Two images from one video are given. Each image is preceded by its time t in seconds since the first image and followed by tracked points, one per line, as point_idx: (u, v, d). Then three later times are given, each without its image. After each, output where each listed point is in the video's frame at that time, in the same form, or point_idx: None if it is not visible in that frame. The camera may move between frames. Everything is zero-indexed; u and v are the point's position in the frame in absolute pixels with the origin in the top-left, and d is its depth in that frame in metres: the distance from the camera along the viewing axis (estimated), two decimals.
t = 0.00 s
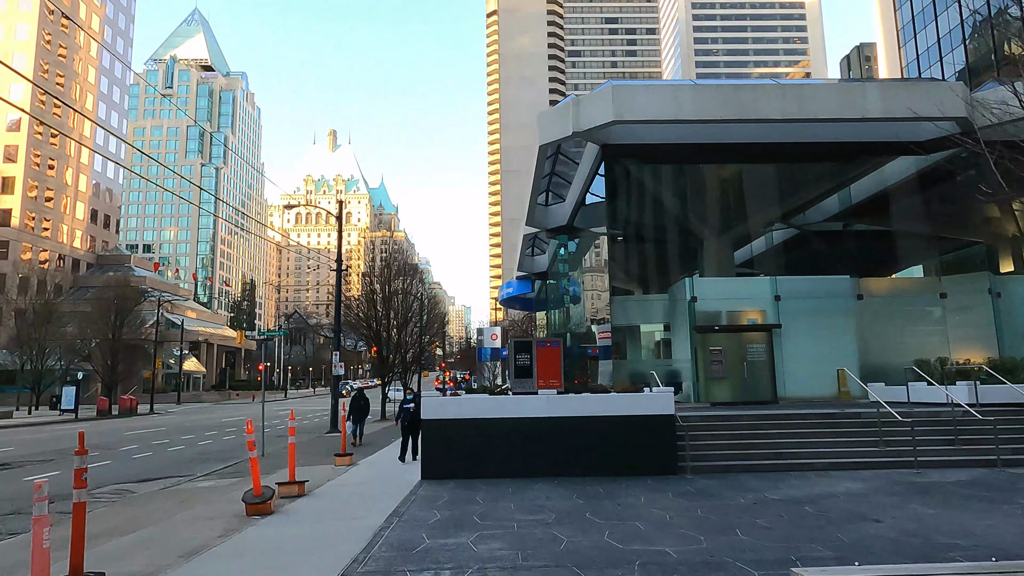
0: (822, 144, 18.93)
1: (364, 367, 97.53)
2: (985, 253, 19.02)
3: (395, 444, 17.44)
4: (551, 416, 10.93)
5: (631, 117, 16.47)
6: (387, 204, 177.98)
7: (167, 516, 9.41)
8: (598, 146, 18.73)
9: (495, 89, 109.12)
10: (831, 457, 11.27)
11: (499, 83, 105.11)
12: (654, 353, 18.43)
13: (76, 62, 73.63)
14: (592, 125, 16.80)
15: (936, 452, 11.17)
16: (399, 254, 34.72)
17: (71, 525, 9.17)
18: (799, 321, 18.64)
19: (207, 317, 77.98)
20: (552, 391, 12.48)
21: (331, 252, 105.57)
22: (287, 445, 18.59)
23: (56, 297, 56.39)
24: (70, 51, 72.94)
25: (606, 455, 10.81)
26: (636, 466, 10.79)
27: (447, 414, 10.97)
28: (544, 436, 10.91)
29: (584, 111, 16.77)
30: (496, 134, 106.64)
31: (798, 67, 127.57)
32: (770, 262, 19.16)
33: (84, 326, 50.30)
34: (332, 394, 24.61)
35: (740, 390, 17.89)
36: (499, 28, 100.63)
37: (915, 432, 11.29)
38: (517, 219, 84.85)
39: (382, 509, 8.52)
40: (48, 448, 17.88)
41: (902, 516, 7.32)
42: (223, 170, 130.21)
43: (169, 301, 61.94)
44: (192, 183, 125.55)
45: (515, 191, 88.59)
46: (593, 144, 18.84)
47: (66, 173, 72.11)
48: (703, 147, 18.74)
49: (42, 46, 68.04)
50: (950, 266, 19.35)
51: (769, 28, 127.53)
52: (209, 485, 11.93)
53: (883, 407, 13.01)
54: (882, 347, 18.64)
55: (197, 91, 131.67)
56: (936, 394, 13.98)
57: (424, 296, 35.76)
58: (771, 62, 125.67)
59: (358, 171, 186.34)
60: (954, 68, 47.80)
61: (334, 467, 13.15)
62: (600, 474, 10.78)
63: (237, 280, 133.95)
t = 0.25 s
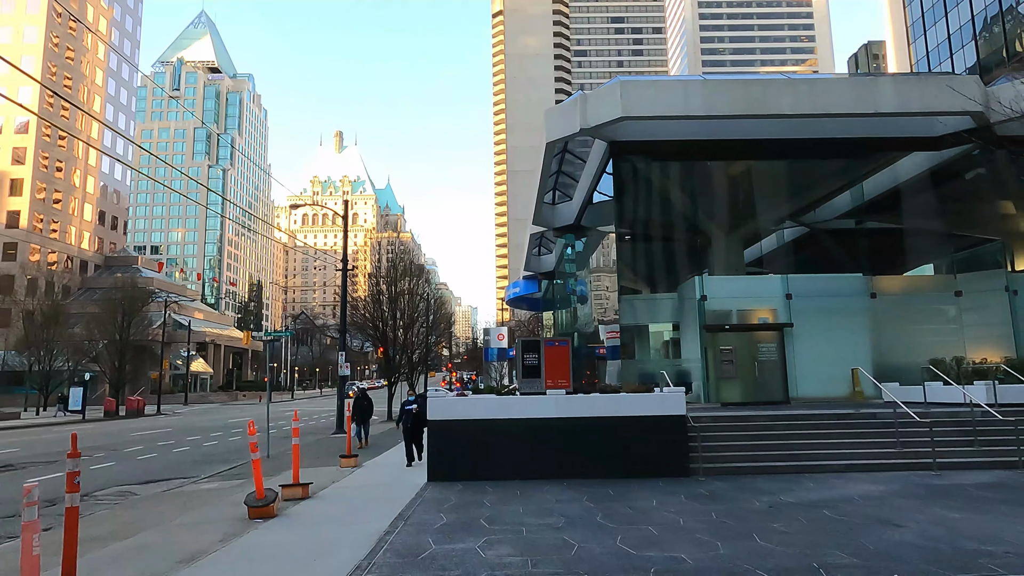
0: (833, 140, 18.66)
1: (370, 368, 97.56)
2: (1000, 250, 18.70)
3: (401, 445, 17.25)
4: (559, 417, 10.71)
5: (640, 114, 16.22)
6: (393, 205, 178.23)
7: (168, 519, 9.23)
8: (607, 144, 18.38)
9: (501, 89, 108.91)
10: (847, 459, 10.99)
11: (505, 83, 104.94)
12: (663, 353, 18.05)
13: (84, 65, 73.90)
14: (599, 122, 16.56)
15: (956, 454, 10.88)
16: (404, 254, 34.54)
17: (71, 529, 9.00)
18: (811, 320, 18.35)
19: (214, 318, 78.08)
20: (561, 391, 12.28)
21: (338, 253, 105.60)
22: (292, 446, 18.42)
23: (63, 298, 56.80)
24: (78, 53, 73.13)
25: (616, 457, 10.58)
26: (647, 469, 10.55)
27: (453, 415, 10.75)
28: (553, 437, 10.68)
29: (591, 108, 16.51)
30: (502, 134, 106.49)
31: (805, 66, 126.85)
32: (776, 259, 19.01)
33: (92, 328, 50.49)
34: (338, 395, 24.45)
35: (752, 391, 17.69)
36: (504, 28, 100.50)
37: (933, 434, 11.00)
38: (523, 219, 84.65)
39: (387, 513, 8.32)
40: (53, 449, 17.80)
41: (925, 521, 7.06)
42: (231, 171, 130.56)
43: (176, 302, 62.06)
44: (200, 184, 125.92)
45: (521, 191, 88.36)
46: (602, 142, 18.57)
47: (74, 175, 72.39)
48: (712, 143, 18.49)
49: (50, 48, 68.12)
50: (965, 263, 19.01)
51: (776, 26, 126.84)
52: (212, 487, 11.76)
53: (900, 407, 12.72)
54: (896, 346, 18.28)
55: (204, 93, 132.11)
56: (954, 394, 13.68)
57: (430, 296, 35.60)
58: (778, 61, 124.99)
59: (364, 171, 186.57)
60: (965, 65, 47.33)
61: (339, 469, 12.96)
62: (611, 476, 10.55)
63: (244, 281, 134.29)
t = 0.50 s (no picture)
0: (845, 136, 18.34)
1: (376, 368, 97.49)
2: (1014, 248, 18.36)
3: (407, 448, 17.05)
4: (567, 420, 10.50)
5: (647, 111, 15.95)
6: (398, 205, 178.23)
7: (170, 525, 9.07)
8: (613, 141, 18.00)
9: (506, 89, 108.73)
10: (862, 462, 10.76)
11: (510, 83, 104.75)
12: (671, 353, 17.90)
13: (90, 67, 74.06)
14: (606, 119, 16.34)
15: (974, 457, 10.65)
16: (409, 255, 34.38)
17: (73, 535, 8.84)
18: (822, 319, 18.05)
19: (220, 319, 78.13)
20: (569, 393, 12.11)
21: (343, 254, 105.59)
22: (297, 448, 18.27)
23: (69, 299, 56.99)
24: (84, 56, 73.22)
25: (625, 461, 10.38)
26: (657, 472, 10.32)
27: (459, 419, 10.57)
28: (561, 440, 10.47)
29: (597, 106, 16.31)
30: (507, 134, 106.34)
31: (811, 64, 126.21)
32: (787, 257, 18.94)
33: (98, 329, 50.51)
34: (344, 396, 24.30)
35: (762, 393, 17.38)
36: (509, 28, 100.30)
37: (951, 437, 10.76)
38: (529, 219, 84.38)
39: (392, 519, 8.15)
40: (58, 452, 17.72)
41: (947, 527, 6.85)
42: (236, 172, 130.80)
43: (183, 303, 62.08)
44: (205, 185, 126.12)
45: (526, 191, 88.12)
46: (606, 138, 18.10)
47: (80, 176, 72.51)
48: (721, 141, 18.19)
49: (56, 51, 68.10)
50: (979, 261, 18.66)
51: (782, 24, 126.23)
52: (215, 491, 11.61)
53: (915, 408, 12.46)
54: (909, 346, 17.96)
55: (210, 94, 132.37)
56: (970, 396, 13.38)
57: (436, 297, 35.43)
58: (783, 59, 124.41)
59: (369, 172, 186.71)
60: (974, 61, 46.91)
61: (344, 472, 12.81)
62: (620, 480, 10.34)
63: (250, 283, 134.49)
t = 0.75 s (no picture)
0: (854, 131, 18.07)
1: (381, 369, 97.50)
2: None
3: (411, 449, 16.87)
4: (574, 421, 10.29)
5: (654, 107, 15.74)
6: (403, 206, 178.37)
7: (169, 528, 8.90)
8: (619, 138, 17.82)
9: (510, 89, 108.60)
10: (876, 463, 10.51)
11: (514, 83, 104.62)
12: (678, 352, 17.54)
13: (96, 69, 74.22)
14: (612, 116, 16.13)
15: (991, 457, 10.39)
16: (414, 255, 34.24)
17: (70, 538, 8.69)
18: (832, 318, 17.83)
19: (225, 320, 78.25)
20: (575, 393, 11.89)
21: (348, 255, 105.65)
22: (301, 449, 18.11)
23: (74, 301, 57.15)
24: (90, 58, 73.37)
25: (635, 461, 10.16)
26: (667, 474, 10.10)
27: (464, 419, 10.38)
28: (569, 441, 10.26)
29: (603, 101, 16.10)
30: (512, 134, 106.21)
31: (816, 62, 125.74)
32: (794, 256, 18.45)
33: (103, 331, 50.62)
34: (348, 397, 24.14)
35: (771, 392, 17.19)
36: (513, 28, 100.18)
37: (966, 437, 10.52)
38: (533, 219, 84.21)
39: (395, 522, 7.96)
40: (61, 453, 17.62)
41: (970, 531, 6.61)
42: (241, 174, 131.06)
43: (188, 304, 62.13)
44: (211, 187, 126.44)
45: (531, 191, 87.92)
46: (614, 137, 18.00)
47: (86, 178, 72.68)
48: (728, 137, 17.92)
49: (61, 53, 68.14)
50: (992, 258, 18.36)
51: (786, 23, 125.76)
52: (217, 492, 11.46)
53: (930, 407, 12.20)
54: (921, 344, 17.69)
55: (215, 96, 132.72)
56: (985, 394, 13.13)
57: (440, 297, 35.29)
58: (788, 57, 123.89)
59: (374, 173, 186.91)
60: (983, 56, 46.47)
61: (347, 474, 12.64)
62: (630, 481, 10.13)
63: (255, 284, 134.77)
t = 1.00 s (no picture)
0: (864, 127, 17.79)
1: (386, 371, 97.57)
2: None
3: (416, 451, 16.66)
4: (582, 422, 10.07)
5: (660, 104, 15.49)
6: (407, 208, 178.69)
7: (167, 535, 8.69)
8: (623, 134, 17.53)
9: (514, 90, 108.48)
10: (892, 466, 10.25)
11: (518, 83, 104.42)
12: (686, 353, 17.18)
13: (100, 72, 74.23)
14: (618, 113, 15.89)
15: (1010, 459, 10.10)
16: (418, 256, 34.07)
17: (65, 545, 8.49)
18: (842, 318, 17.55)
19: (230, 322, 78.30)
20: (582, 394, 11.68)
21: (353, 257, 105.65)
22: (304, 452, 17.93)
23: (79, 303, 57.12)
24: (94, 61, 73.39)
25: (642, 465, 9.92)
26: (677, 479, 9.86)
27: (468, 423, 10.15)
28: (576, 444, 10.02)
29: (608, 98, 15.84)
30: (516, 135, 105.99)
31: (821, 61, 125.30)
32: (804, 256, 18.06)
33: (108, 333, 50.57)
34: (352, 398, 23.98)
35: (780, 393, 16.92)
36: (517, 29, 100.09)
37: (985, 439, 10.24)
38: (538, 220, 84.06)
39: (399, 527, 7.74)
40: (62, 456, 17.47)
41: (997, 538, 6.34)
42: (246, 176, 131.32)
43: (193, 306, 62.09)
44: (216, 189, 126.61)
45: (535, 192, 87.77)
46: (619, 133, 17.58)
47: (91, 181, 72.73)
48: (735, 134, 17.80)
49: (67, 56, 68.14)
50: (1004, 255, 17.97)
51: (791, 22, 125.20)
52: (217, 497, 11.25)
53: (946, 408, 11.90)
54: (932, 344, 17.42)
55: (219, 98, 132.99)
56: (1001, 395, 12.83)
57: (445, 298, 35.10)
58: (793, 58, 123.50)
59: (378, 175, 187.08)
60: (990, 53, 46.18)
61: (350, 476, 12.46)
62: (639, 485, 9.89)
63: (260, 286, 134.88)
